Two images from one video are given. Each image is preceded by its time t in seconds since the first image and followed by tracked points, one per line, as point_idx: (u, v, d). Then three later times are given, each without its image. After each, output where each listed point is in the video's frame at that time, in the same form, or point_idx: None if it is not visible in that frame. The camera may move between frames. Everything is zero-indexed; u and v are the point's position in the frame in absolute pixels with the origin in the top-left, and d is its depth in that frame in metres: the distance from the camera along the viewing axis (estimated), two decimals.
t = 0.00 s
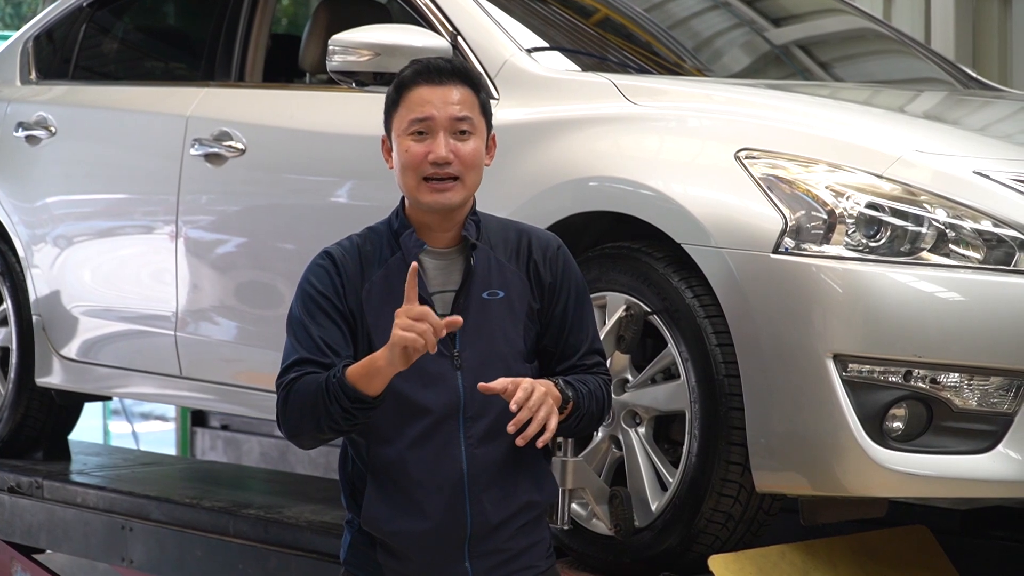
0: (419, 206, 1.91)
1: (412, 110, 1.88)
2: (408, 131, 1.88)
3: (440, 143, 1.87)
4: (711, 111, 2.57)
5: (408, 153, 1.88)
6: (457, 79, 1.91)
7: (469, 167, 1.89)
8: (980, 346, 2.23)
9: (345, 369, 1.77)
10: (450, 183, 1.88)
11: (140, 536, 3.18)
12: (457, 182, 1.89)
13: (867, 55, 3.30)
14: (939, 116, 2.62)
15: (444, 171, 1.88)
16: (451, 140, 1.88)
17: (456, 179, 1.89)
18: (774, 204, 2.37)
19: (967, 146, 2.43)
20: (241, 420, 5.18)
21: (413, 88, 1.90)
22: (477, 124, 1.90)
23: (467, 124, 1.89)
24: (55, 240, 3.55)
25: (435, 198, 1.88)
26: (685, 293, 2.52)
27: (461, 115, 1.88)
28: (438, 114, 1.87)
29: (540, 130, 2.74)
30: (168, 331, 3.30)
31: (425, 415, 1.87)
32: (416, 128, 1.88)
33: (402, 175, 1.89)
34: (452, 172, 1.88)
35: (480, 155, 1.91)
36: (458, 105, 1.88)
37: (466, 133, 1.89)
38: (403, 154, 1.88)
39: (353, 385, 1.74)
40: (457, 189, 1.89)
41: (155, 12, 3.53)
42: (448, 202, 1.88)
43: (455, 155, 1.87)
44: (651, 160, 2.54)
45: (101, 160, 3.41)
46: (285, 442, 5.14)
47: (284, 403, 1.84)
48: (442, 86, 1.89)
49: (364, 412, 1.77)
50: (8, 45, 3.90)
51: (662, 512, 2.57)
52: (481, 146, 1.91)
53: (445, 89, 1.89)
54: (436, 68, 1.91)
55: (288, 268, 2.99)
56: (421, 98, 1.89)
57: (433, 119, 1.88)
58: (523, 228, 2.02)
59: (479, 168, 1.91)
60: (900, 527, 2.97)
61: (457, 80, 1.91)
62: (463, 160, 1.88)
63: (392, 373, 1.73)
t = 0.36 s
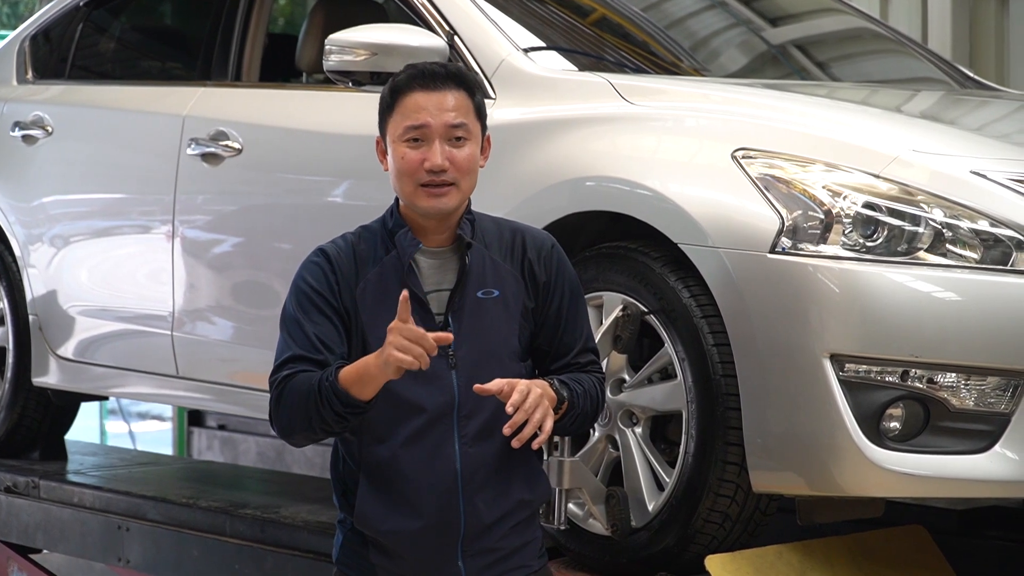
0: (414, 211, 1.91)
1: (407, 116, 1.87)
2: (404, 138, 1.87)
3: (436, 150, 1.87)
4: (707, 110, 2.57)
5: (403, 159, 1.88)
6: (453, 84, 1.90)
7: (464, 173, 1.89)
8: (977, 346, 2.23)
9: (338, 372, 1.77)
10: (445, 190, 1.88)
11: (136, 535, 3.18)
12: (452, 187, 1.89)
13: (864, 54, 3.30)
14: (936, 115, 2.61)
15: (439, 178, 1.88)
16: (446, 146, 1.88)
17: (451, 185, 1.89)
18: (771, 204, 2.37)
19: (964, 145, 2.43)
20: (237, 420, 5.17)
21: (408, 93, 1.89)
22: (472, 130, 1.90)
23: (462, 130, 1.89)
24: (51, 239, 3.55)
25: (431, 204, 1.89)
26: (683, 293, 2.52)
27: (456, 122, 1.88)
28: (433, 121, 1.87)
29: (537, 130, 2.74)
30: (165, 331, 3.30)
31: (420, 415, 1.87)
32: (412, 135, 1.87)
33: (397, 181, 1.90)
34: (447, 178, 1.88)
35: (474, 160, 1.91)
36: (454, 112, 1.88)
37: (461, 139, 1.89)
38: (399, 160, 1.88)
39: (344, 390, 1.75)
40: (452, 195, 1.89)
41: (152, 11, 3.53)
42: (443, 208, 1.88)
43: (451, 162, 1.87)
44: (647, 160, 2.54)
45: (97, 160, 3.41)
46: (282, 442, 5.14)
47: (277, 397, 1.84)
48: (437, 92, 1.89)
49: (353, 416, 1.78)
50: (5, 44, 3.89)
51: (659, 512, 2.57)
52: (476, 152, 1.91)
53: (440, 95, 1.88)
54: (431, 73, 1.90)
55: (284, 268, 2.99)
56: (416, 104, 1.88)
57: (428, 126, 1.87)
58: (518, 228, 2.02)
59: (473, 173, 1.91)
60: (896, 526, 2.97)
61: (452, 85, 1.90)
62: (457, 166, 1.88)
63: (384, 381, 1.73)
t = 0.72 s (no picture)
0: (414, 219, 1.91)
1: (408, 124, 1.87)
2: (405, 145, 1.87)
3: (436, 159, 1.87)
4: (703, 113, 2.57)
5: (403, 167, 1.88)
6: (454, 92, 1.90)
7: (464, 181, 1.89)
8: (972, 348, 2.23)
9: (346, 367, 1.77)
10: (446, 199, 1.88)
11: (132, 538, 3.18)
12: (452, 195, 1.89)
13: (860, 57, 3.30)
14: (931, 118, 2.61)
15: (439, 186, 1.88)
16: (447, 155, 1.88)
17: (451, 194, 1.89)
18: (766, 206, 2.37)
19: (959, 147, 2.43)
20: (233, 421, 5.18)
21: (409, 100, 1.89)
22: (473, 138, 1.90)
23: (463, 139, 1.89)
24: (47, 241, 3.55)
25: (431, 213, 1.89)
26: (678, 295, 2.52)
27: (458, 131, 1.88)
28: (434, 129, 1.87)
29: (533, 132, 2.74)
30: (161, 333, 3.30)
31: (416, 418, 1.87)
32: (413, 143, 1.87)
33: (397, 188, 1.90)
34: (447, 186, 1.88)
35: (475, 168, 1.91)
36: (455, 120, 1.88)
37: (461, 148, 1.89)
38: (399, 168, 1.88)
39: (355, 386, 1.74)
40: (452, 203, 1.89)
41: (147, 13, 3.53)
42: (443, 217, 1.89)
43: (451, 171, 1.88)
44: (643, 162, 2.54)
45: (93, 161, 3.41)
46: (278, 444, 5.14)
47: (281, 400, 1.84)
48: (438, 100, 1.89)
49: (365, 410, 1.77)
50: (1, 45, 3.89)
51: (655, 514, 2.56)
52: (477, 160, 1.91)
53: (441, 104, 1.88)
54: (432, 81, 1.90)
55: (280, 269, 2.99)
56: (417, 112, 1.88)
57: (429, 135, 1.87)
58: (515, 230, 2.02)
59: (474, 181, 1.91)
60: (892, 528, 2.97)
61: (453, 93, 1.90)
62: (458, 175, 1.88)
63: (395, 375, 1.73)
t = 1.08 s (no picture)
0: (398, 207, 1.92)
1: (384, 111, 1.90)
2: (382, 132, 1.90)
3: (413, 141, 1.89)
4: (699, 113, 2.57)
5: (383, 154, 1.90)
6: (428, 78, 1.93)
7: (444, 164, 1.91)
8: (968, 349, 2.23)
9: (347, 415, 1.82)
10: (426, 182, 1.90)
11: (129, 538, 3.18)
12: (433, 179, 1.91)
13: (857, 57, 3.30)
14: (928, 118, 2.61)
15: (418, 170, 1.90)
16: (424, 138, 1.90)
17: (432, 177, 1.90)
18: (762, 206, 2.37)
19: (955, 148, 2.43)
20: (231, 422, 5.18)
21: (384, 89, 1.92)
22: (450, 122, 1.92)
23: (439, 122, 1.91)
24: (44, 241, 3.55)
25: (413, 198, 1.90)
26: (674, 295, 2.52)
27: (432, 113, 1.90)
28: (409, 113, 1.89)
29: (529, 132, 2.74)
30: (158, 333, 3.30)
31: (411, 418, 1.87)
32: (390, 130, 1.90)
33: (380, 178, 1.92)
34: (427, 169, 1.89)
35: (455, 151, 1.92)
36: (429, 103, 1.90)
37: (439, 131, 1.91)
38: (378, 155, 1.91)
39: (355, 436, 1.81)
40: (433, 187, 1.90)
41: (144, 13, 3.53)
42: (425, 200, 1.90)
43: (429, 153, 1.89)
44: (640, 162, 2.54)
45: (90, 162, 3.41)
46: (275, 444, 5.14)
47: (265, 418, 1.87)
48: (412, 85, 1.91)
49: (355, 456, 1.84)
50: None
51: (651, 514, 2.56)
52: (456, 144, 1.93)
53: (415, 88, 1.91)
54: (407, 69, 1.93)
55: (276, 269, 2.99)
56: (393, 99, 1.91)
57: (405, 119, 1.89)
58: (509, 230, 2.02)
59: (455, 165, 1.92)
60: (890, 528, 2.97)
61: (428, 79, 1.92)
62: (437, 157, 1.90)
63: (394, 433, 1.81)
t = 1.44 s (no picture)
0: (383, 206, 1.95)
1: (367, 112, 1.93)
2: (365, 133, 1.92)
3: (395, 142, 1.91)
4: (697, 112, 2.57)
5: (366, 155, 1.93)
6: (412, 78, 1.95)
7: (426, 164, 1.92)
8: (966, 348, 2.23)
9: (324, 414, 1.84)
10: (409, 182, 1.92)
11: (126, 537, 3.18)
12: (416, 179, 1.92)
13: (855, 57, 3.30)
14: (926, 117, 2.61)
15: (401, 170, 1.92)
16: (407, 139, 1.92)
17: (415, 177, 1.92)
18: (760, 206, 2.37)
19: (953, 147, 2.43)
20: (229, 421, 5.18)
21: (368, 90, 1.95)
22: (433, 122, 1.94)
23: (422, 122, 1.93)
24: (41, 241, 3.55)
25: (396, 198, 1.92)
26: (672, 294, 2.52)
27: (414, 113, 1.92)
28: (391, 113, 1.91)
29: (526, 132, 2.74)
30: (155, 332, 3.30)
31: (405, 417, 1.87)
32: (373, 130, 1.92)
33: (364, 178, 1.94)
34: (409, 169, 1.91)
35: (439, 151, 1.94)
36: (411, 104, 1.92)
37: (421, 131, 1.93)
38: (362, 156, 1.93)
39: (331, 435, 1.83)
40: (416, 186, 1.92)
41: (143, 12, 3.53)
42: (407, 200, 1.92)
43: (411, 153, 1.91)
44: (637, 162, 2.54)
45: (88, 161, 3.41)
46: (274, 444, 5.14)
47: (250, 417, 1.91)
48: (395, 86, 1.93)
49: (335, 453, 1.87)
50: None
51: (649, 513, 2.56)
52: (440, 143, 1.94)
53: (398, 89, 1.93)
54: (390, 70, 1.95)
55: (273, 269, 2.99)
56: (376, 99, 1.93)
57: (387, 119, 1.92)
58: (499, 229, 2.02)
59: (438, 164, 1.94)
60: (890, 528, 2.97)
61: (411, 79, 1.94)
62: (419, 157, 1.92)
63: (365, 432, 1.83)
